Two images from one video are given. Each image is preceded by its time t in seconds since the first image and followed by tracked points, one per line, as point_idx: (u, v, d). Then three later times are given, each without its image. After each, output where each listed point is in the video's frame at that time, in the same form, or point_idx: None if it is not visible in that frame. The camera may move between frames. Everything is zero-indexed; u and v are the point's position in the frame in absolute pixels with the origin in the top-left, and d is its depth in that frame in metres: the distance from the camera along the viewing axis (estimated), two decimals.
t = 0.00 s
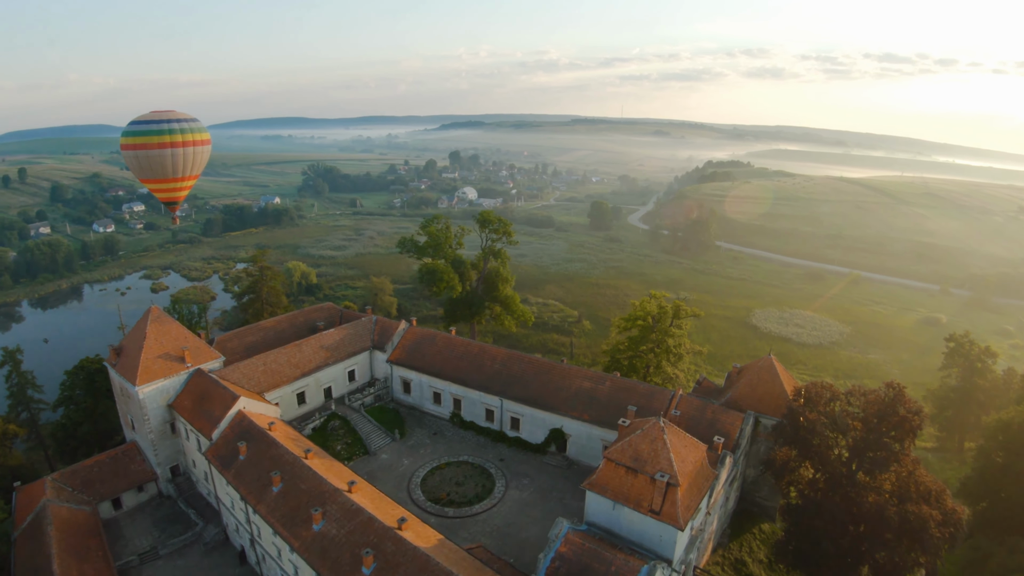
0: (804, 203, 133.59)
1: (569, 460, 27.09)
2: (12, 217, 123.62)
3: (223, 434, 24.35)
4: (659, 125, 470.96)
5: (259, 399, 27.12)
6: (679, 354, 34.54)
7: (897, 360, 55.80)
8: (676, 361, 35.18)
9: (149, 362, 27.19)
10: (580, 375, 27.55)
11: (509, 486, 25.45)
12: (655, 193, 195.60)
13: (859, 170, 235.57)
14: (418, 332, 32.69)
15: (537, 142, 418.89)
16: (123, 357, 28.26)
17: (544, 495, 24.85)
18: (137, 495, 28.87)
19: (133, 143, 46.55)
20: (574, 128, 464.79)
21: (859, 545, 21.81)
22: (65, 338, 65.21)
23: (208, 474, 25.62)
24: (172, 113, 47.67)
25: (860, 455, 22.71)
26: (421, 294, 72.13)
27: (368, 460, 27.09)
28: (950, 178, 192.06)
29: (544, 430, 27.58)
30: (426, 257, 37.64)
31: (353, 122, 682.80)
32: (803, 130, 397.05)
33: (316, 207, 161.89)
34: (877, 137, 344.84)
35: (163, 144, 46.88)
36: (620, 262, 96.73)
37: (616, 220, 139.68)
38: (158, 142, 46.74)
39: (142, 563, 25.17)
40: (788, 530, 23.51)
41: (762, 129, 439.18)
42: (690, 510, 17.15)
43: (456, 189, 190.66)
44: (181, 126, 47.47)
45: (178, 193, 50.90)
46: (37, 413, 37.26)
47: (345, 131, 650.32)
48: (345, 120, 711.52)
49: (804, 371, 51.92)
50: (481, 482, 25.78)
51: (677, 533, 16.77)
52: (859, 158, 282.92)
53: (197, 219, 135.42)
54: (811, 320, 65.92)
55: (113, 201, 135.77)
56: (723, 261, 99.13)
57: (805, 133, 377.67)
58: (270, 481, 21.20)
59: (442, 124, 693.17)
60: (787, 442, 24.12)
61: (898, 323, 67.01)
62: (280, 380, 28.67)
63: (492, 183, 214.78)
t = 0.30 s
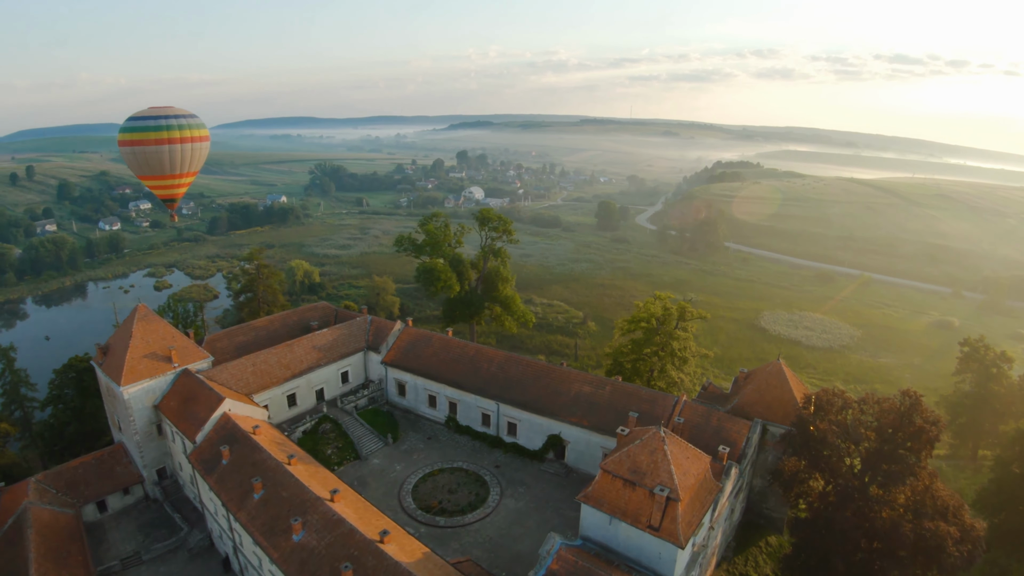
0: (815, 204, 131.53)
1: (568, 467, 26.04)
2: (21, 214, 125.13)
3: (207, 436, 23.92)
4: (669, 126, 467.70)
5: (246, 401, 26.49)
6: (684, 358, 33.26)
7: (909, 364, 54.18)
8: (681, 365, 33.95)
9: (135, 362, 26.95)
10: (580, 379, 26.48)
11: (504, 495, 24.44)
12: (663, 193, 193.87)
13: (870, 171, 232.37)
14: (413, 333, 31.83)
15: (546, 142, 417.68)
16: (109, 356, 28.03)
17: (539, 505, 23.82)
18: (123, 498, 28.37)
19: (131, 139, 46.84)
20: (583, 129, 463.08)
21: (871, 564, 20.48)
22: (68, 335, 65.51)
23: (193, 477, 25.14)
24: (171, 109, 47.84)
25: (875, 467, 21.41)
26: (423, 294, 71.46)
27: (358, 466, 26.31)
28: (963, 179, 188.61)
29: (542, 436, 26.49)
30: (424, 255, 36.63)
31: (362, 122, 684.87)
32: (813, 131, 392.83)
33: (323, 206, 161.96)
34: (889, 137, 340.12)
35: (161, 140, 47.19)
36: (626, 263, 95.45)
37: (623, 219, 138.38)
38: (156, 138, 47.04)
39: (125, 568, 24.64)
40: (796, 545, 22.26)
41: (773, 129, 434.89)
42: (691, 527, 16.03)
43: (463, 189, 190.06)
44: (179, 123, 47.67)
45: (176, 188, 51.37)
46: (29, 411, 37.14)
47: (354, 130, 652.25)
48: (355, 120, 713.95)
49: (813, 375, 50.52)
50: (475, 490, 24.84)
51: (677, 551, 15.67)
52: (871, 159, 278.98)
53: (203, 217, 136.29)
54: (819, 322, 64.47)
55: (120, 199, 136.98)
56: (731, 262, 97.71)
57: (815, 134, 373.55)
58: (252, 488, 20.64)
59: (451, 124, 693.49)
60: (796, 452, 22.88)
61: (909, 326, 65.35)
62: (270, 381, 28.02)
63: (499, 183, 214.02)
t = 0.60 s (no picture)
0: (823, 205, 129.70)
1: (564, 475, 24.95)
2: (28, 212, 126.14)
3: (189, 440, 23.60)
4: (677, 126, 464.66)
5: (231, 403, 25.93)
6: (687, 361, 32.01)
7: (919, 369, 52.64)
8: (686, 369, 32.67)
9: (119, 362, 26.53)
10: (578, 384, 25.42)
11: (497, 504, 23.44)
12: (671, 194, 192.28)
13: (880, 173, 229.39)
14: (407, 333, 30.91)
15: (553, 143, 416.41)
16: (94, 355, 27.64)
17: (532, 515, 22.84)
18: (106, 501, 27.70)
19: (126, 134, 46.88)
20: (591, 129, 461.36)
21: None
22: (68, 332, 65.53)
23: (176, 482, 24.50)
24: (167, 105, 47.87)
25: (888, 481, 20.15)
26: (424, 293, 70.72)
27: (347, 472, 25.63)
28: (975, 181, 185.57)
29: (538, 442, 25.42)
30: (421, 254, 35.55)
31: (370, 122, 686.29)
32: (822, 133, 389.20)
33: (328, 205, 161.96)
34: (899, 139, 336.03)
35: (156, 136, 47.23)
36: (632, 263, 94.12)
37: (629, 220, 137.08)
38: (151, 134, 47.07)
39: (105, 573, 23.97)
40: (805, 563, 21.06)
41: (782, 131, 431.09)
42: (690, 546, 14.96)
43: (469, 189, 189.38)
44: (174, 119, 47.65)
45: (173, 185, 51.48)
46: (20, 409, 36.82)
47: (362, 130, 653.67)
48: (362, 120, 715.70)
49: (821, 380, 49.12)
50: (467, 499, 23.87)
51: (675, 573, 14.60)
52: (882, 161, 275.42)
53: (207, 216, 136.73)
54: (827, 325, 63.09)
55: (124, 197, 137.55)
56: (737, 263, 96.41)
57: (823, 136, 370.28)
58: (231, 495, 20.13)
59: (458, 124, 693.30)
60: (805, 463, 21.67)
61: (919, 329, 63.74)
62: (257, 382, 27.43)
63: (505, 183, 213.19)
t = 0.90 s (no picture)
0: (831, 206, 127.93)
1: (560, 484, 23.83)
2: (32, 210, 126.54)
3: (167, 443, 23.05)
4: (684, 127, 462.04)
5: (214, 405, 25.27)
6: (691, 365, 30.73)
7: (929, 373, 51.15)
8: (689, 374, 31.38)
9: (99, 361, 25.87)
10: (575, 389, 24.25)
11: (488, 514, 22.40)
12: (677, 194, 190.54)
13: (889, 174, 226.73)
14: (400, 334, 29.89)
15: (559, 142, 414.71)
16: (76, 354, 27.03)
17: (524, 526, 21.79)
18: (88, 504, 26.89)
19: (121, 130, 46.34)
20: (597, 129, 459.33)
21: None
22: (65, 329, 65.05)
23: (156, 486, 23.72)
24: (162, 101, 47.35)
25: (903, 496, 18.86)
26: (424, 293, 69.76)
27: (334, 478, 24.91)
28: (986, 183, 182.85)
29: (533, 450, 24.30)
30: (415, 252, 34.46)
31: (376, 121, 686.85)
32: (830, 134, 385.92)
33: (331, 203, 161.41)
34: (908, 141, 332.46)
35: (150, 131, 46.68)
36: (637, 264, 92.66)
37: (634, 220, 135.69)
38: (146, 129, 46.52)
39: None
40: None
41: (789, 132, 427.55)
42: (687, 567, 13.84)
43: (474, 188, 188.38)
44: (169, 114, 47.08)
45: (168, 182, 50.91)
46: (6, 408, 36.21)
47: (368, 130, 654.42)
48: (369, 120, 716.61)
49: (828, 384, 47.80)
50: (458, 508, 22.86)
51: None
52: (891, 162, 272.44)
53: (210, 214, 136.65)
54: (835, 327, 61.66)
55: (128, 194, 137.72)
56: (744, 264, 94.96)
57: (831, 137, 367.34)
58: (206, 504, 19.42)
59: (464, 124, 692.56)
60: (813, 475, 20.49)
61: (927, 333, 62.25)
62: (242, 384, 26.76)
63: (510, 182, 212.16)
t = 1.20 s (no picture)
0: (837, 207, 126.38)
1: (555, 494, 22.70)
2: (34, 207, 126.55)
3: (143, 448, 22.38)
4: (690, 127, 459.21)
5: (194, 409, 24.56)
6: (694, 369, 29.52)
7: (938, 377, 49.69)
8: (691, 378, 30.14)
9: (76, 361, 25.10)
10: (571, 394, 23.12)
11: (477, 525, 21.35)
12: (681, 194, 189.03)
13: (895, 175, 224.46)
14: (390, 334, 28.84)
15: (564, 142, 413.49)
16: (54, 353, 26.24)
17: (514, 538, 20.72)
18: (67, 509, 25.92)
19: (113, 125, 45.63)
20: (603, 129, 457.61)
21: None
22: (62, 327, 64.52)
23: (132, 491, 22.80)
24: (155, 95, 46.62)
25: (918, 512, 17.75)
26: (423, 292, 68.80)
27: (319, 484, 24.08)
28: (995, 184, 180.41)
29: (526, 457, 23.17)
30: (409, 250, 33.41)
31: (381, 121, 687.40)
32: (836, 135, 383.11)
33: (334, 202, 160.92)
34: (915, 142, 329.43)
35: (143, 126, 45.94)
36: (640, 264, 91.29)
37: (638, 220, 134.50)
38: (138, 124, 45.77)
39: None
40: None
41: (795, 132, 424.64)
42: None
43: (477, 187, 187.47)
44: (162, 109, 46.32)
45: (162, 178, 50.23)
46: None
47: (373, 129, 654.81)
48: (374, 120, 717.32)
49: (834, 388, 46.45)
50: (446, 518, 21.84)
51: None
52: (899, 163, 269.51)
53: (212, 212, 136.30)
54: (840, 329, 60.39)
55: (130, 192, 137.62)
56: (749, 265, 93.67)
57: (837, 138, 363.99)
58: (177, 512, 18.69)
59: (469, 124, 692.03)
60: (822, 488, 19.26)
61: (935, 336, 60.73)
62: (225, 386, 26.05)
63: (514, 182, 211.15)
